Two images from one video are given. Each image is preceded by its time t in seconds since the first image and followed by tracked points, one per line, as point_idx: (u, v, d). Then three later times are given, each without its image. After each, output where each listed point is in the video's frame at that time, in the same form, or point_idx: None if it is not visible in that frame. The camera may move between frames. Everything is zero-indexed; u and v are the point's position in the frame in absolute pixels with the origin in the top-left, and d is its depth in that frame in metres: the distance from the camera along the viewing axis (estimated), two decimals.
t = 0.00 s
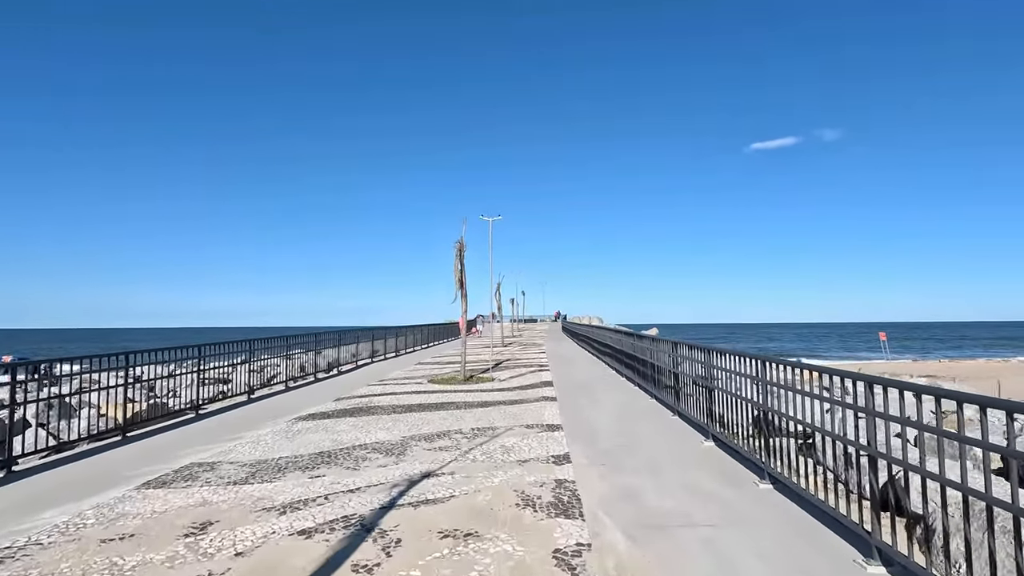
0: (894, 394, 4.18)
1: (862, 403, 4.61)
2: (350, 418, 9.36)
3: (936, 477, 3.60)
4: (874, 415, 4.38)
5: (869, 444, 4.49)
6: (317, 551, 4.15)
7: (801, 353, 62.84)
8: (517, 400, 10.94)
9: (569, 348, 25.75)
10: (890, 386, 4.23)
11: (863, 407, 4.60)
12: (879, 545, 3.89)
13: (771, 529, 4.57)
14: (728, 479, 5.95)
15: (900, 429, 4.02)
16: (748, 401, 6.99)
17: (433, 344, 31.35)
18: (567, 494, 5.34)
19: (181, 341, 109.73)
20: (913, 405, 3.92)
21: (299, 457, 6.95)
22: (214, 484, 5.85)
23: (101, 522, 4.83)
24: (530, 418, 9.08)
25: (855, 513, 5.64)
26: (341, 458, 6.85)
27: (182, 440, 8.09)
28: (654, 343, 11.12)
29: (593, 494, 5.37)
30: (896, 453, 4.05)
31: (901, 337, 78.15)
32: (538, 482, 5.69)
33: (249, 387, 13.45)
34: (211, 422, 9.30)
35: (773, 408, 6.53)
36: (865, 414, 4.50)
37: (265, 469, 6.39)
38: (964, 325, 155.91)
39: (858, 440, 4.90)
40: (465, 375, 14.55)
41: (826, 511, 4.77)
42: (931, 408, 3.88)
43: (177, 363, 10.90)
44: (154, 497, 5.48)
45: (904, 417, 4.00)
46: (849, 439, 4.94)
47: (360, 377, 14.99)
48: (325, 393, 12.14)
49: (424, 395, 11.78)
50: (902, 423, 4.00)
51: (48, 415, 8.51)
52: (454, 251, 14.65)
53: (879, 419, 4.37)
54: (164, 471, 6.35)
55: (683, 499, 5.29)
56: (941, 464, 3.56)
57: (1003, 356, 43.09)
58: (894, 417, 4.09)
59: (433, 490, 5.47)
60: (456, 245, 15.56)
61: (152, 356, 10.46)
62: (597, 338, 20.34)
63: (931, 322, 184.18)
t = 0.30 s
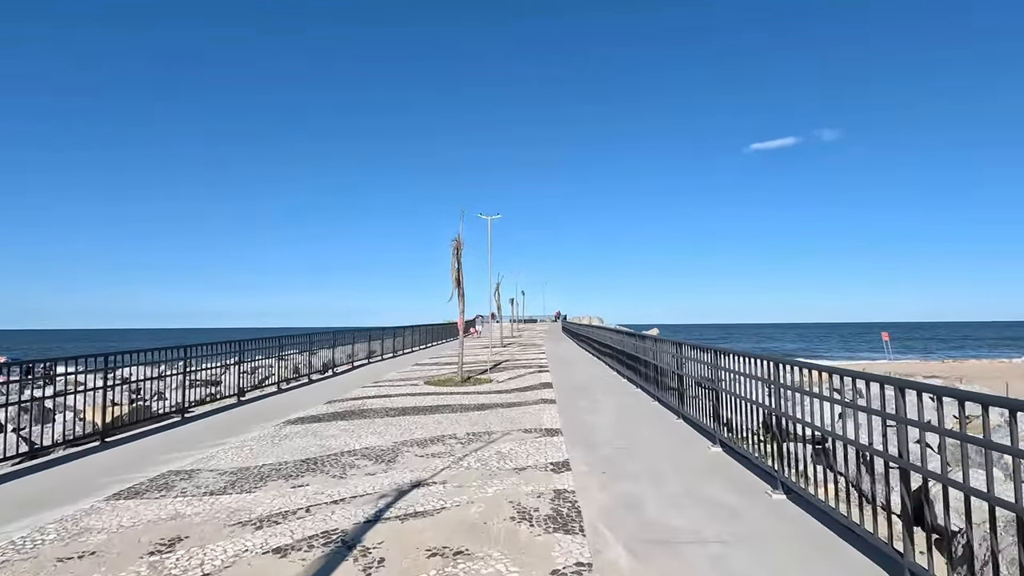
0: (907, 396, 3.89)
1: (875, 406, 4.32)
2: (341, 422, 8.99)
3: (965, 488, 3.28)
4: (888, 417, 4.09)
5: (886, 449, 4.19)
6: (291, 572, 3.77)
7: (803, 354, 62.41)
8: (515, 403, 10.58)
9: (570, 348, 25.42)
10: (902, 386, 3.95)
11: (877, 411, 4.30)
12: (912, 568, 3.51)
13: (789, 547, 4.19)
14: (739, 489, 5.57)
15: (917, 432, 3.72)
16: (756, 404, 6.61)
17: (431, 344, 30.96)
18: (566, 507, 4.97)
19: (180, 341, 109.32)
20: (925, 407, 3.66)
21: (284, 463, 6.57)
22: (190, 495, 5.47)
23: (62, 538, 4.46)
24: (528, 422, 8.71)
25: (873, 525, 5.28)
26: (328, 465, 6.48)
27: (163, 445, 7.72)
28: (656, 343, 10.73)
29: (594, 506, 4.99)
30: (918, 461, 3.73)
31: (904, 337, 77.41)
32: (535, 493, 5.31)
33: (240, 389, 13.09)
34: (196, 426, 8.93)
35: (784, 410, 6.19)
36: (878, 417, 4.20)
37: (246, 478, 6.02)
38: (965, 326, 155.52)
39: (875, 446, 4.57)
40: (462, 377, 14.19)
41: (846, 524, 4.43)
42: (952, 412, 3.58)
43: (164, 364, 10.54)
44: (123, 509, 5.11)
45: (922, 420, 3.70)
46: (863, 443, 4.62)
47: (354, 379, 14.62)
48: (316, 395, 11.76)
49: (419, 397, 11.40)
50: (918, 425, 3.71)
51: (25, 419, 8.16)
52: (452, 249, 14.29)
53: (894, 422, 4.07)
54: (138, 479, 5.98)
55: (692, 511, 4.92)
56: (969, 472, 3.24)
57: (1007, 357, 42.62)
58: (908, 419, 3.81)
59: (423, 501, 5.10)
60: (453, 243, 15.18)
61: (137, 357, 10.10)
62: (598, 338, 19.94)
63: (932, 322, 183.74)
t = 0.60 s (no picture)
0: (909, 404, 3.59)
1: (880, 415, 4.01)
2: (327, 430, 8.58)
3: (993, 508, 2.94)
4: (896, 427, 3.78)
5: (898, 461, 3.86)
6: None
7: (802, 355, 62.15)
8: (510, 408, 10.18)
9: (567, 350, 25.20)
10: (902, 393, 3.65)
11: (882, 419, 3.99)
12: None
13: None
14: (747, 506, 5.18)
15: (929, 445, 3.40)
16: (762, 412, 6.23)
17: (427, 346, 30.55)
18: (562, 527, 4.58)
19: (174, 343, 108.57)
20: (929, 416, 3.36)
21: (263, 477, 6.16)
22: (156, 513, 5.06)
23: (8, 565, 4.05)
24: (524, 429, 8.31)
25: (892, 545, 4.89)
26: (307, 477, 6.07)
27: (138, 456, 7.30)
28: (656, 346, 10.35)
29: (592, 526, 4.61)
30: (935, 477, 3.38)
31: (902, 338, 77.25)
32: (528, 511, 4.92)
33: (227, 393, 12.67)
34: (174, 434, 8.50)
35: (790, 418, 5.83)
36: (884, 426, 3.89)
37: (219, 493, 5.61)
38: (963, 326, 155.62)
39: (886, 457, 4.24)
40: (457, 381, 13.79)
41: (867, 546, 4.05)
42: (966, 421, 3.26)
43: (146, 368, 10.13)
44: (81, 529, 4.70)
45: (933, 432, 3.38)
46: (872, 454, 4.29)
47: (345, 383, 14.21)
48: (304, 401, 11.34)
49: (410, 402, 11.00)
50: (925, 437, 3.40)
51: None
52: (446, 249, 13.90)
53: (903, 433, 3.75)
54: (102, 495, 5.56)
55: (698, 533, 4.54)
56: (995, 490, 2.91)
57: (1009, 357, 42.32)
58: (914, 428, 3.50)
59: (406, 521, 4.70)
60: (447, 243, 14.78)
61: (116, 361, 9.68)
62: (596, 340, 19.57)
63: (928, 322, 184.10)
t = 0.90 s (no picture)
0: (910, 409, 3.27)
1: (878, 420, 3.69)
2: (298, 436, 8.13)
3: (1014, 527, 2.62)
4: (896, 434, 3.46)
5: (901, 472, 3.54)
6: None
7: (790, 356, 62.30)
8: (492, 413, 9.79)
9: (556, 352, 24.82)
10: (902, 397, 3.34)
11: (882, 427, 3.66)
12: None
13: None
14: (739, 520, 4.82)
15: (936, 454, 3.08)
16: (753, 417, 5.89)
17: (414, 348, 30.04)
18: (540, 546, 4.19)
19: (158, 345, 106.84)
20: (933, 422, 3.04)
21: (221, 489, 5.70)
22: (95, 533, 4.60)
23: None
24: (506, 436, 7.92)
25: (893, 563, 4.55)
26: (269, 490, 5.63)
27: (90, 467, 6.81)
28: (644, 348, 10.00)
29: (573, 545, 4.22)
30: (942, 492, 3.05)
31: (888, 340, 77.77)
32: (504, 527, 4.53)
33: (199, 398, 12.15)
34: (134, 443, 7.99)
35: (783, 424, 5.51)
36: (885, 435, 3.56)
37: (169, 508, 5.15)
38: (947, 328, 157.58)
39: (885, 466, 3.92)
40: (439, 384, 13.37)
41: (866, 566, 3.71)
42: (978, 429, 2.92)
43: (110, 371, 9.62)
44: (6, 552, 4.23)
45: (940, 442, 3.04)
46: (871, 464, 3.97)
47: (324, 386, 13.73)
48: (278, 405, 10.86)
49: (389, 407, 10.56)
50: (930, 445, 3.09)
51: None
52: (430, 248, 13.49)
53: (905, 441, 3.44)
54: (41, 512, 5.09)
55: (687, 551, 4.17)
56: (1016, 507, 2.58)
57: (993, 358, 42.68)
58: (917, 436, 3.19)
59: (369, 540, 4.29)
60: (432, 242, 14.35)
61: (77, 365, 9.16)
62: (584, 342, 19.22)
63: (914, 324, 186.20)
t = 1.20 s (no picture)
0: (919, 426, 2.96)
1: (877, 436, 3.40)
2: (263, 448, 7.65)
3: None
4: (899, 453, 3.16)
5: (902, 492, 3.23)
6: None
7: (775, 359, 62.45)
8: (471, 421, 9.37)
9: (540, 356, 24.43)
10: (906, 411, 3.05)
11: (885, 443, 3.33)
12: None
13: None
14: (730, 542, 4.46)
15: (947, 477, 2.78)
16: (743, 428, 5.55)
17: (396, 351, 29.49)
18: None
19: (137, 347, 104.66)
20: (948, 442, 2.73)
21: (169, 510, 5.22)
22: (17, 564, 4.10)
23: None
24: (484, 447, 7.51)
25: None
26: (222, 511, 5.16)
27: (32, 482, 6.27)
28: (630, 353, 9.66)
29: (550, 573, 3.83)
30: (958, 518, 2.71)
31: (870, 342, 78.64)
32: (475, 554, 4.11)
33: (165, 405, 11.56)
34: (84, 455, 7.44)
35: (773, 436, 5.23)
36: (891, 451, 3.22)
37: (108, 533, 4.66)
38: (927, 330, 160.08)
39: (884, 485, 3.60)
40: (419, 390, 12.93)
41: None
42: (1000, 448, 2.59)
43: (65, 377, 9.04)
44: None
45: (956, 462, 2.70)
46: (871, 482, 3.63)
47: (299, 392, 13.20)
48: (247, 413, 10.34)
49: (364, 414, 10.10)
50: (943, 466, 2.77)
51: None
52: (410, 248, 13.04)
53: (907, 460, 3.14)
54: None
55: None
56: None
57: (973, 361, 43.09)
58: (928, 456, 2.86)
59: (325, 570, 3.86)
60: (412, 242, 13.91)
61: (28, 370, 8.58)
62: (569, 345, 18.87)
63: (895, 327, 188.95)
